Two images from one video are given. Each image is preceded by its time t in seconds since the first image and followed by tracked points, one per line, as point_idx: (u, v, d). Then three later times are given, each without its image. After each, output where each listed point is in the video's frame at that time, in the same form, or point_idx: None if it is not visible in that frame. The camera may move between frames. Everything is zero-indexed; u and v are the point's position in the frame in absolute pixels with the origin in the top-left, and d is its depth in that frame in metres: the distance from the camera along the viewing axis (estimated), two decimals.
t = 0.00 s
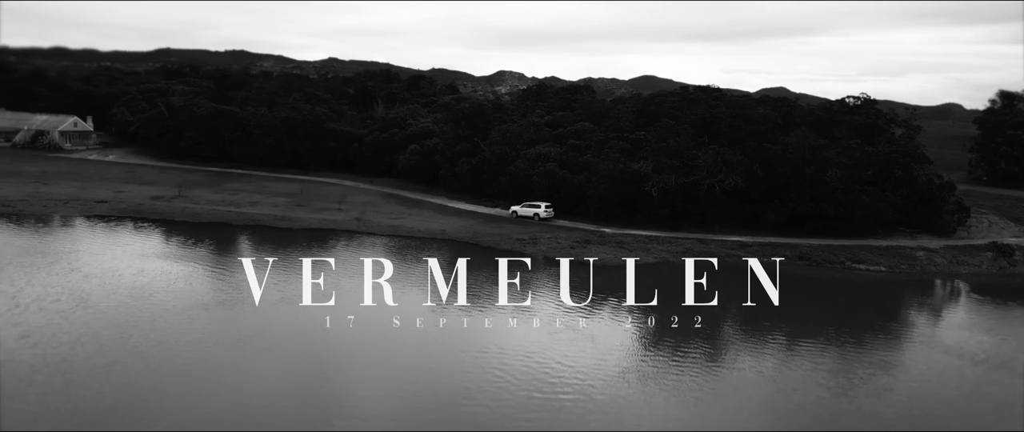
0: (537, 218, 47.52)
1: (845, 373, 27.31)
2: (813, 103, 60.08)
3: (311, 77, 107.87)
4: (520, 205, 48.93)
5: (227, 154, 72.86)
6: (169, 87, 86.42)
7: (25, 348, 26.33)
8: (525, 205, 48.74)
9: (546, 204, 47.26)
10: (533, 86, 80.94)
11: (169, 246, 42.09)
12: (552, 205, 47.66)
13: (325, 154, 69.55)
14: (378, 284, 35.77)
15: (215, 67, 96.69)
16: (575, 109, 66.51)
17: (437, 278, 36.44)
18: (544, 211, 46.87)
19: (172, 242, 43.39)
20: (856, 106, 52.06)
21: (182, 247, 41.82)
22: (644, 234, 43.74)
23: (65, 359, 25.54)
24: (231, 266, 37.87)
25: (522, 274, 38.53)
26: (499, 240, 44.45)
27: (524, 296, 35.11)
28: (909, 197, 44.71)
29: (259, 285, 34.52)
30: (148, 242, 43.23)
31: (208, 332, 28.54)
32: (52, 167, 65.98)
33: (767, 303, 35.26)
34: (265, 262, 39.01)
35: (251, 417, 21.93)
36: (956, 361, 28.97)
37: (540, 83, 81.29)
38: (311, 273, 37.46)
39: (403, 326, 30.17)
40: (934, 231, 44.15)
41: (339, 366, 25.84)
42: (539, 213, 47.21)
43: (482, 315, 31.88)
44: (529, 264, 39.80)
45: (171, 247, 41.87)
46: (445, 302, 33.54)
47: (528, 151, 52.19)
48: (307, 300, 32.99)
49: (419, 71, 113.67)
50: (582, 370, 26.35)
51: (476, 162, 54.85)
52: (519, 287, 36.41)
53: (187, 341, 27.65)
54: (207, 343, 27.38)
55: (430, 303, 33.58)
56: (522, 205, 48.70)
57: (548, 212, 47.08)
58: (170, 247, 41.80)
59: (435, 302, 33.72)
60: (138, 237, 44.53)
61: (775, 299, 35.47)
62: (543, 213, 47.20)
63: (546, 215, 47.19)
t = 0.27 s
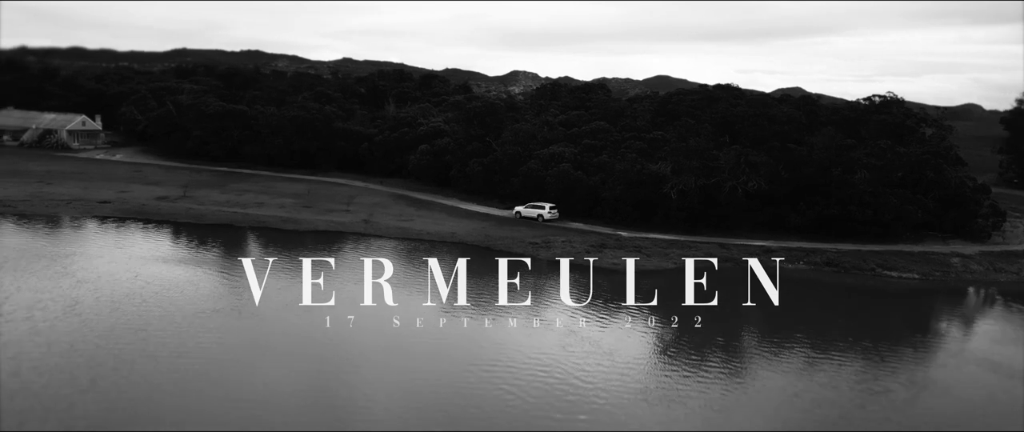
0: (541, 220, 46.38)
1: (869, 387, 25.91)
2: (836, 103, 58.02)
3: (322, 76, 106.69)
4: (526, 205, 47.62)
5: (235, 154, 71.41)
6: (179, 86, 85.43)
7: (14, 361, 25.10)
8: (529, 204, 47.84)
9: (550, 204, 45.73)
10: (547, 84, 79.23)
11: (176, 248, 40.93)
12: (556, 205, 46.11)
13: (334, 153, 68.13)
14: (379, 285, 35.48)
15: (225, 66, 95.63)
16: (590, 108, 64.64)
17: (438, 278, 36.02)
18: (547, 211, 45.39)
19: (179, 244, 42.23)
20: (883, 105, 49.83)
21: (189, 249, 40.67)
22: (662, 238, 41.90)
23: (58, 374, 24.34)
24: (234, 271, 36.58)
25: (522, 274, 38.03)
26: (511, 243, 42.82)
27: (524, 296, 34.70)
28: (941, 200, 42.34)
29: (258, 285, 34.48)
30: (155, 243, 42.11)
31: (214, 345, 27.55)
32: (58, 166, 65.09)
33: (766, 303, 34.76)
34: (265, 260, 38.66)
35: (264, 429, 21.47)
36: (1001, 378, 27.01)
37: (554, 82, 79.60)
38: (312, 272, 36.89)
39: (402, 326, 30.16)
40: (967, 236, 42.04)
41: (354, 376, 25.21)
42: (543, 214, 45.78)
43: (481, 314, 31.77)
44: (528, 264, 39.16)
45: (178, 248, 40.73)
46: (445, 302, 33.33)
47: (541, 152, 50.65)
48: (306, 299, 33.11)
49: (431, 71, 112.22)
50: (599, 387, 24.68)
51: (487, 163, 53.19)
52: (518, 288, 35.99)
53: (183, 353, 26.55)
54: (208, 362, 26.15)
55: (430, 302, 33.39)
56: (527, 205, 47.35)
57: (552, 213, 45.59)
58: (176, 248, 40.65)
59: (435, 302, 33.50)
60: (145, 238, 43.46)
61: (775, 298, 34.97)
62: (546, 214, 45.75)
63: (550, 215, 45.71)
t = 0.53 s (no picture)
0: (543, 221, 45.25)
1: (902, 403, 24.42)
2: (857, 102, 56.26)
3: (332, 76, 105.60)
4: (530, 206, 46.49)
5: (241, 154, 70.09)
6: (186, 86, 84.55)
7: None
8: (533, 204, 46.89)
9: (553, 206, 44.57)
10: (559, 84, 77.82)
11: (181, 250, 39.84)
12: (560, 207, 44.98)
13: (342, 153, 66.88)
14: (378, 284, 34.66)
15: (233, 65, 94.67)
16: (603, 108, 63.09)
17: (438, 278, 35.37)
18: (550, 214, 44.30)
19: (184, 246, 41.13)
20: (910, 102, 47.79)
21: (194, 252, 39.58)
22: (679, 243, 40.24)
23: (47, 383, 23.03)
24: (235, 275, 35.34)
25: (530, 278, 36.95)
26: (522, 248, 41.33)
27: (523, 296, 34.15)
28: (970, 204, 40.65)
29: (258, 284, 34.12)
30: (159, 245, 41.05)
31: (216, 345, 26.48)
32: (62, 167, 64.15)
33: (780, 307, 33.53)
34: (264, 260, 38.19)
35: None
36: None
37: (566, 82, 78.22)
38: (312, 272, 35.96)
39: (403, 327, 29.18)
40: (997, 241, 40.43)
41: (365, 375, 24.32)
42: (546, 216, 44.69)
43: (481, 314, 31.07)
44: (529, 264, 38.51)
45: (183, 251, 39.61)
46: (445, 302, 32.62)
47: (552, 152, 49.31)
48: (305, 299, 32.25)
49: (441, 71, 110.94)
50: (616, 404, 23.24)
51: (497, 163, 51.72)
52: (518, 287, 35.48)
53: (176, 364, 25.00)
54: (206, 363, 24.86)
55: (430, 302, 32.67)
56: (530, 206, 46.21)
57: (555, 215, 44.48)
58: (181, 251, 39.54)
59: (435, 302, 32.77)
60: (149, 240, 42.41)
61: (774, 298, 34.14)
62: (550, 216, 44.65)
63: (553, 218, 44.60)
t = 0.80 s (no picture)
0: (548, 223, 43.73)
1: (946, 424, 22.47)
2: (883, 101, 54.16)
3: (342, 75, 104.26)
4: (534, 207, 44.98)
5: (249, 154, 68.67)
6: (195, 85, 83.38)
7: None
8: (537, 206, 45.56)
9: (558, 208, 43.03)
10: (573, 83, 76.10)
11: (183, 254, 38.52)
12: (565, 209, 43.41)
13: (350, 154, 65.41)
14: (379, 285, 34.00)
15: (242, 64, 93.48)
16: (619, 107, 61.22)
17: (438, 277, 34.73)
18: (554, 216, 42.78)
19: (187, 249, 39.80)
20: (941, 102, 45.67)
21: (197, 255, 38.25)
22: (700, 248, 38.36)
23: (24, 401, 21.51)
24: (235, 281, 33.88)
25: (541, 284, 35.32)
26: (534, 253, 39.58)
27: (524, 296, 33.60)
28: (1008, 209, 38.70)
29: (259, 285, 33.42)
30: (162, 249, 39.76)
31: (207, 361, 24.89)
32: (67, 167, 63.08)
33: (806, 317, 31.66)
34: (264, 261, 37.63)
35: None
36: None
37: (580, 81, 76.48)
38: (312, 273, 35.44)
39: (405, 330, 28.51)
40: None
41: (366, 396, 22.67)
42: (550, 218, 43.18)
43: (481, 314, 30.65)
44: (528, 264, 37.79)
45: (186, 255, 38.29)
46: (445, 302, 32.05)
47: (566, 153, 47.63)
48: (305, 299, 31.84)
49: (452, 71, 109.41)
50: (637, 427, 21.43)
51: (509, 165, 50.01)
52: (518, 288, 34.80)
53: (166, 377, 23.56)
54: (202, 380, 23.54)
55: (431, 302, 32.16)
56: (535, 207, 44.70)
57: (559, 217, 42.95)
58: (184, 255, 38.21)
59: (435, 302, 32.22)
60: (152, 243, 41.14)
61: (775, 298, 33.14)
62: (554, 218, 43.11)
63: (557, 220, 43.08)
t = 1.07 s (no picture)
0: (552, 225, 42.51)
1: None
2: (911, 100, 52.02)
3: (353, 74, 102.91)
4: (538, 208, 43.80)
5: (256, 154, 67.34)
6: (204, 84, 82.30)
7: None
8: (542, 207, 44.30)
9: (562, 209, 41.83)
10: (587, 82, 74.28)
11: (185, 257, 37.10)
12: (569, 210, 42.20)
13: (359, 155, 63.99)
14: (378, 285, 33.25)
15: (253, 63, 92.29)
16: (635, 106, 59.31)
17: (437, 277, 34.26)
18: (558, 217, 41.59)
19: (189, 252, 38.38)
20: (974, 103, 43.59)
21: (199, 259, 36.82)
22: (722, 254, 36.44)
23: None
24: (235, 287, 32.39)
25: (555, 292, 33.58)
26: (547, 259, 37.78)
27: (523, 296, 32.89)
28: None
29: (259, 285, 32.78)
30: (162, 252, 38.35)
31: (198, 371, 23.30)
32: (73, 167, 62.05)
33: (838, 329, 29.69)
34: (265, 264, 36.41)
35: None
36: None
37: (595, 79, 74.63)
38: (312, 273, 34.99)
39: (411, 339, 26.93)
40: None
41: (365, 411, 20.98)
42: (554, 219, 42.00)
43: (482, 314, 30.04)
44: (529, 265, 36.94)
45: (187, 259, 36.83)
46: (444, 302, 31.42)
47: (581, 153, 45.86)
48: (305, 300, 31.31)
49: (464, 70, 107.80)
50: None
51: (521, 165, 48.25)
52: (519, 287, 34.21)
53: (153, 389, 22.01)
54: (191, 392, 21.96)
55: (431, 302, 31.59)
56: (539, 208, 43.50)
57: (564, 218, 41.73)
58: (184, 259, 36.75)
59: (435, 302, 31.61)
60: (153, 245, 39.75)
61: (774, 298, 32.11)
62: (558, 219, 41.91)
63: (562, 221, 41.88)
